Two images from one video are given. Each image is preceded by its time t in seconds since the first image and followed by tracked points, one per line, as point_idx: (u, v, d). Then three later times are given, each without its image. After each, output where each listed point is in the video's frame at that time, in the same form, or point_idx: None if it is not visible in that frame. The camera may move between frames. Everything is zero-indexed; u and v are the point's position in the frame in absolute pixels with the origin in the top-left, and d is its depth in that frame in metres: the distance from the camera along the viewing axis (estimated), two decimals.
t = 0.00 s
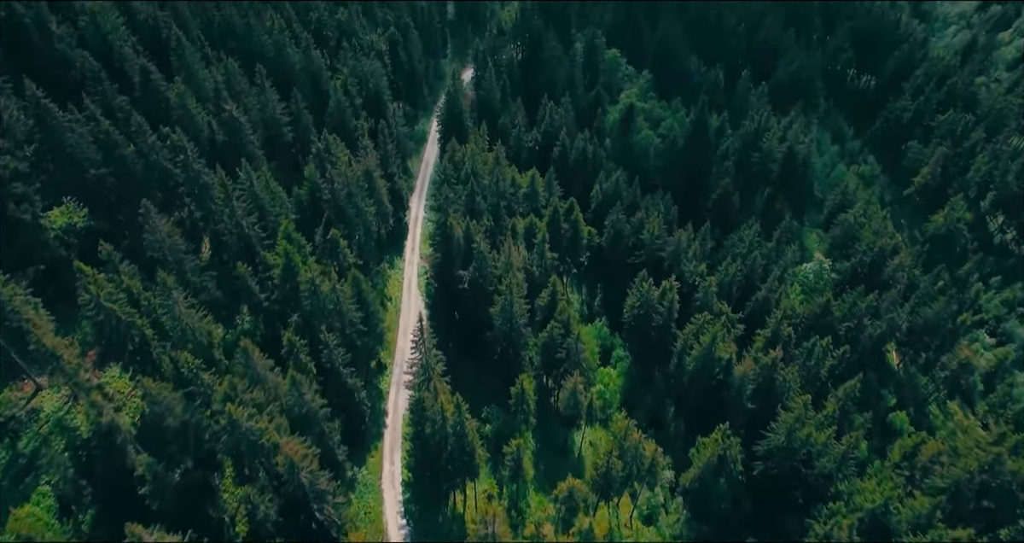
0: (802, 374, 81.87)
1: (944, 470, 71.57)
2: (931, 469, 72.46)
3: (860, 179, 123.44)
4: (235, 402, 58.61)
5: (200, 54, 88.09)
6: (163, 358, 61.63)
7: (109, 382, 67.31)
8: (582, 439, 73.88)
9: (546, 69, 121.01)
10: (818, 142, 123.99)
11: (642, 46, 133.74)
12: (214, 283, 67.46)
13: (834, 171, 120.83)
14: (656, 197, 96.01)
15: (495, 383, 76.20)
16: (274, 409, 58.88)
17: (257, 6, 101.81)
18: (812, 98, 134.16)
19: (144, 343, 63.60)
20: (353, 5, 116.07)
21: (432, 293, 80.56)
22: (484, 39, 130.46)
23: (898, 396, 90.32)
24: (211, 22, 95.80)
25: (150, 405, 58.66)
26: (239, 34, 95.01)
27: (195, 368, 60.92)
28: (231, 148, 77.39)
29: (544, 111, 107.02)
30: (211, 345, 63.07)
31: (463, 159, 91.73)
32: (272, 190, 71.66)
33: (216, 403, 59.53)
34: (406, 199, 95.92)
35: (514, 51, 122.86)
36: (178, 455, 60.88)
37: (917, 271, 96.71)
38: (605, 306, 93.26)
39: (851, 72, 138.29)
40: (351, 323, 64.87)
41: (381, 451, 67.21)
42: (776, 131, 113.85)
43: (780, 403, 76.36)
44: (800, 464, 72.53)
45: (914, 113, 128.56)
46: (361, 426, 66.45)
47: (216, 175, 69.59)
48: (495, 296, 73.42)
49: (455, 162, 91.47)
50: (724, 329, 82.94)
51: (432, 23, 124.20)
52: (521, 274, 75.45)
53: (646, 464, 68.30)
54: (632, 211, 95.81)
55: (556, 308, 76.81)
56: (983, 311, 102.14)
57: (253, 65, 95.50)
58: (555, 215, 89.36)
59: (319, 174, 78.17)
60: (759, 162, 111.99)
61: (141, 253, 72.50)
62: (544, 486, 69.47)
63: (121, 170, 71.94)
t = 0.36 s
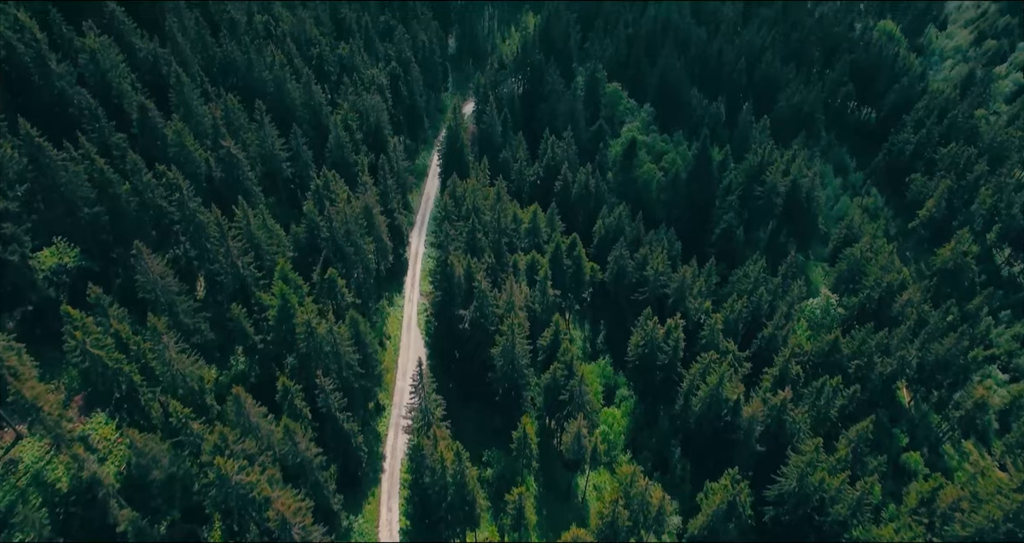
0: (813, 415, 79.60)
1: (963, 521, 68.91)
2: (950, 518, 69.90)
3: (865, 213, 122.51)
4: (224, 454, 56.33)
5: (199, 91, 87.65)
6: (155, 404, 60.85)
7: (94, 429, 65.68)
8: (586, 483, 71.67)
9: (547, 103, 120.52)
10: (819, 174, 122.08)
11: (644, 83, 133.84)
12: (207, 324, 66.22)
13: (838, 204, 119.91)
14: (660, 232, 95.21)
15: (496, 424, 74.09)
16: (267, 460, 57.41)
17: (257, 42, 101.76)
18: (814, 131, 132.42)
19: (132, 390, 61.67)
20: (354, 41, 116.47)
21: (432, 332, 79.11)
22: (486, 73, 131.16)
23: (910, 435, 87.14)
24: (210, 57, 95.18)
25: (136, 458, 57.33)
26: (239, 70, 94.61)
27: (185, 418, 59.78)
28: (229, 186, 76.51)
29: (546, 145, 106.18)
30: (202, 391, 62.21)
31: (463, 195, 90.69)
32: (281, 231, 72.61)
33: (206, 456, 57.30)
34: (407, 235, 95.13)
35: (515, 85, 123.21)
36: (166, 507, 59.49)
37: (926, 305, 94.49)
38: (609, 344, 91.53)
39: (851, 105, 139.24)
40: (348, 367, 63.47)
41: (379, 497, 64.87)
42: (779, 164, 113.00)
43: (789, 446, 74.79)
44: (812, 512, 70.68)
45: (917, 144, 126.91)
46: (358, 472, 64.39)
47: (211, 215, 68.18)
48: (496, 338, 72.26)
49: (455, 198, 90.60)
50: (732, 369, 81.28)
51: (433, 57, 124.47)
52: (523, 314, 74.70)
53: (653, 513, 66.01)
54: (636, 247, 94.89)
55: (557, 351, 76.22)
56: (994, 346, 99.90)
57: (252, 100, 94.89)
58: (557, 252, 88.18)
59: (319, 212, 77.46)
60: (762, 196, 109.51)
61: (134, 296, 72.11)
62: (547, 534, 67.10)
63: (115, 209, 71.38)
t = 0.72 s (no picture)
0: (824, 456, 77.27)
1: None
2: None
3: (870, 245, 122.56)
4: (211, 510, 54.82)
5: (197, 126, 86.65)
6: (141, 453, 59.76)
7: (76, 480, 64.41)
8: (589, 530, 69.00)
9: (548, 135, 119.85)
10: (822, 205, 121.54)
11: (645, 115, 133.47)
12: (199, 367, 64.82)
13: (840, 236, 120.21)
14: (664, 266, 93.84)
15: (498, 467, 72.20)
16: (258, 513, 56.04)
17: (257, 76, 101.21)
18: (816, 163, 131.43)
19: (117, 439, 60.48)
20: (355, 75, 116.31)
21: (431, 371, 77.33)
22: (487, 106, 130.98)
23: (925, 475, 84.34)
24: (209, 92, 94.12)
25: (115, 517, 55.11)
26: (238, 104, 93.85)
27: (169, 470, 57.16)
28: (225, 224, 75.11)
29: (547, 178, 105.17)
30: (191, 440, 60.74)
31: (464, 230, 89.33)
32: (276, 270, 71.16)
33: (190, 512, 55.10)
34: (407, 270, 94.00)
35: (516, 117, 122.92)
36: None
37: (936, 341, 92.19)
38: (612, 382, 89.79)
39: (852, 136, 139.01)
40: (344, 412, 61.95)
41: None
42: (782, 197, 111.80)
43: (801, 490, 73.11)
44: None
45: (920, 176, 126.13)
46: (353, 520, 62.48)
47: (205, 253, 66.96)
48: (497, 378, 70.47)
49: (455, 232, 88.98)
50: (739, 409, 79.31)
51: (433, 90, 124.12)
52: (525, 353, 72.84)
53: None
54: (640, 282, 93.34)
55: (559, 391, 74.38)
56: (1007, 382, 97.33)
57: (251, 134, 93.97)
58: (559, 288, 86.54)
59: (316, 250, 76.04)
60: (766, 230, 109.38)
61: (124, 341, 71.03)
62: None
63: (106, 247, 70.22)
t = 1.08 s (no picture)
0: (837, 501, 74.88)
1: None
2: None
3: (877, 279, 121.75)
4: None
5: (193, 161, 85.54)
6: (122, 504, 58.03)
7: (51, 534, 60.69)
8: None
9: (549, 169, 119.04)
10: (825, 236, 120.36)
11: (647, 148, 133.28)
12: (188, 411, 62.90)
13: (846, 268, 118.61)
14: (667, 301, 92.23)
15: (499, 513, 69.88)
16: None
17: (256, 110, 100.61)
18: (818, 195, 130.41)
19: (96, 491, 57.98)
20: (355, 108, 115.94)
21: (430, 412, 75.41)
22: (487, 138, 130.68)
23: (943, 518, 81.66)
24: (207, 126, 93.11)
25: None
26: (236, 139, 93.12)
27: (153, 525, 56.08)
28: (219, 261, 73.44)
29: (549, 212, 104.16)
30: (177, 491, 59.03)
31: (464, 266, 87.93)
32: (270, 308, 69.33)
33: None
34: (406, 306, 92.50)
35: (517, 150, 122.01)
36: None
37: (950, 378, 88.78)
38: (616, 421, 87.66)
39: (855, 168, 137.29)
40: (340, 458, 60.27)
41: None
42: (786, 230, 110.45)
43: (813, 537, 71.63)
44: None
45: (924, 208, 124.59)
46: None
47: (197, 292, 65.26)
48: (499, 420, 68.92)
49: (455, 269, 88.03)
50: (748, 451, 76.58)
51: (434, 123, 123.58)
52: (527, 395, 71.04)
53: None
54: (643, 318, 92.21)
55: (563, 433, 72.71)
56: None
57: (249, 168, 92.96)
58: (561, 325, 84.66)
59: (311, 289, 74.36)
60: (771, 264, 107.58)
61: (110, 387, 68.84)
62: None
63: (95, 286, 68.42)
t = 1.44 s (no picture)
0: None
1: None
2: None
3: (884, 311, 118.94)
4: None
5: (188, 195, 84.25)
6: None
7: None
8: None
9: (550, 201, 118.03)
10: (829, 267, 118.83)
11: (649, 180, 132.74)
12: (175, 457, 60.87)
13: (851, 300, 116.87)
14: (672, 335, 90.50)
15: None
16: None
17: (254, 143, 99.56)
18: (822, 227, 129.13)
19: None
20: (354, 141, 115.18)
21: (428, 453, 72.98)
22: (488, 170, 129.88)
23: None
24: (204, 160, 92.01)
25: None
26: (233, 172, 92.08)
27: None
28: (214, 299, 71.39)
29: (551, 245, 103.08)
30: None
31: (465, 302, 86.13)
32: (263, 346, 67.48)
33: None
34: (405, 342, 90.64)
35: (517, 182, 120.98)
36: None
37: (965, 416, 86.41)
38: (621, 460, 84.95)
39: (858, 199, 136.04)
40: (337, 507, 58.40)
41: None
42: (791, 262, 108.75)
43: None
44: None
45: (929, 239, 123.47)
46: None
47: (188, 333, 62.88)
48: (501, 464, 66.51)
49: (455, 305, 86.32)
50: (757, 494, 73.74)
51: (434, 155, 122.68)
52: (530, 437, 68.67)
53: None
54: (647, 354, 90.87)
55: (566, 477, 70.70)
56: None
57: (245, 202, 91.72)
58: (563, 363, 82.61)
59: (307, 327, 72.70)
60: (777, 297, 105.56)
61: (92, 432, 66.85)
62: None
63: (83, 325, 66.52)
